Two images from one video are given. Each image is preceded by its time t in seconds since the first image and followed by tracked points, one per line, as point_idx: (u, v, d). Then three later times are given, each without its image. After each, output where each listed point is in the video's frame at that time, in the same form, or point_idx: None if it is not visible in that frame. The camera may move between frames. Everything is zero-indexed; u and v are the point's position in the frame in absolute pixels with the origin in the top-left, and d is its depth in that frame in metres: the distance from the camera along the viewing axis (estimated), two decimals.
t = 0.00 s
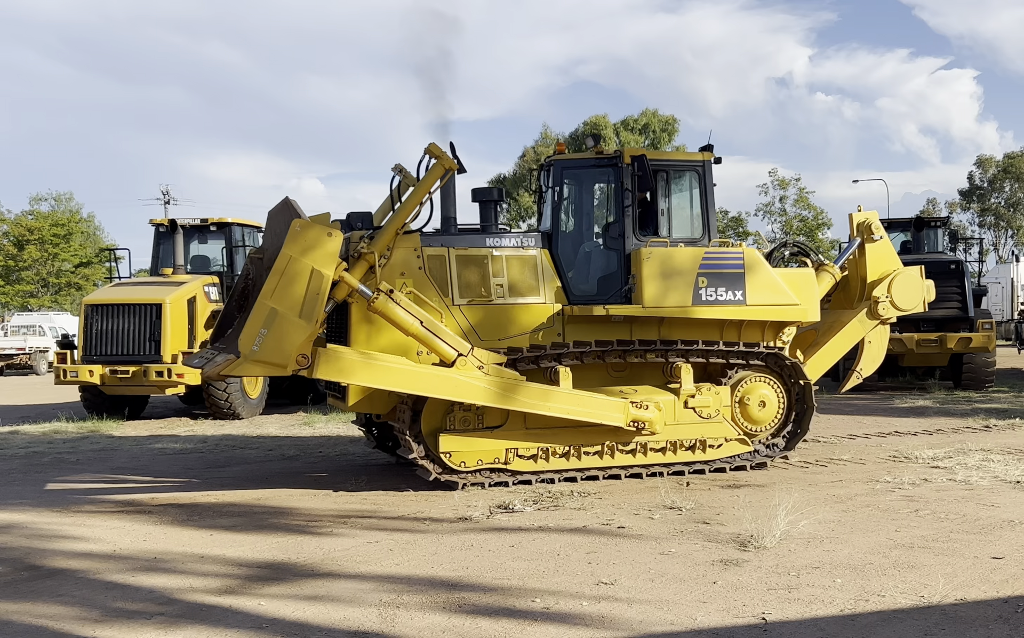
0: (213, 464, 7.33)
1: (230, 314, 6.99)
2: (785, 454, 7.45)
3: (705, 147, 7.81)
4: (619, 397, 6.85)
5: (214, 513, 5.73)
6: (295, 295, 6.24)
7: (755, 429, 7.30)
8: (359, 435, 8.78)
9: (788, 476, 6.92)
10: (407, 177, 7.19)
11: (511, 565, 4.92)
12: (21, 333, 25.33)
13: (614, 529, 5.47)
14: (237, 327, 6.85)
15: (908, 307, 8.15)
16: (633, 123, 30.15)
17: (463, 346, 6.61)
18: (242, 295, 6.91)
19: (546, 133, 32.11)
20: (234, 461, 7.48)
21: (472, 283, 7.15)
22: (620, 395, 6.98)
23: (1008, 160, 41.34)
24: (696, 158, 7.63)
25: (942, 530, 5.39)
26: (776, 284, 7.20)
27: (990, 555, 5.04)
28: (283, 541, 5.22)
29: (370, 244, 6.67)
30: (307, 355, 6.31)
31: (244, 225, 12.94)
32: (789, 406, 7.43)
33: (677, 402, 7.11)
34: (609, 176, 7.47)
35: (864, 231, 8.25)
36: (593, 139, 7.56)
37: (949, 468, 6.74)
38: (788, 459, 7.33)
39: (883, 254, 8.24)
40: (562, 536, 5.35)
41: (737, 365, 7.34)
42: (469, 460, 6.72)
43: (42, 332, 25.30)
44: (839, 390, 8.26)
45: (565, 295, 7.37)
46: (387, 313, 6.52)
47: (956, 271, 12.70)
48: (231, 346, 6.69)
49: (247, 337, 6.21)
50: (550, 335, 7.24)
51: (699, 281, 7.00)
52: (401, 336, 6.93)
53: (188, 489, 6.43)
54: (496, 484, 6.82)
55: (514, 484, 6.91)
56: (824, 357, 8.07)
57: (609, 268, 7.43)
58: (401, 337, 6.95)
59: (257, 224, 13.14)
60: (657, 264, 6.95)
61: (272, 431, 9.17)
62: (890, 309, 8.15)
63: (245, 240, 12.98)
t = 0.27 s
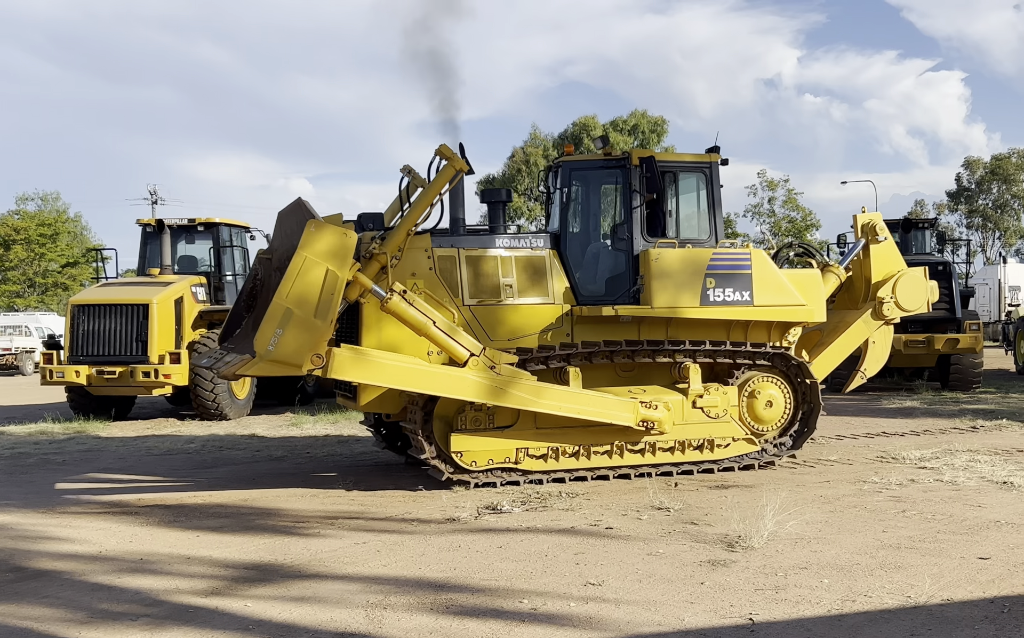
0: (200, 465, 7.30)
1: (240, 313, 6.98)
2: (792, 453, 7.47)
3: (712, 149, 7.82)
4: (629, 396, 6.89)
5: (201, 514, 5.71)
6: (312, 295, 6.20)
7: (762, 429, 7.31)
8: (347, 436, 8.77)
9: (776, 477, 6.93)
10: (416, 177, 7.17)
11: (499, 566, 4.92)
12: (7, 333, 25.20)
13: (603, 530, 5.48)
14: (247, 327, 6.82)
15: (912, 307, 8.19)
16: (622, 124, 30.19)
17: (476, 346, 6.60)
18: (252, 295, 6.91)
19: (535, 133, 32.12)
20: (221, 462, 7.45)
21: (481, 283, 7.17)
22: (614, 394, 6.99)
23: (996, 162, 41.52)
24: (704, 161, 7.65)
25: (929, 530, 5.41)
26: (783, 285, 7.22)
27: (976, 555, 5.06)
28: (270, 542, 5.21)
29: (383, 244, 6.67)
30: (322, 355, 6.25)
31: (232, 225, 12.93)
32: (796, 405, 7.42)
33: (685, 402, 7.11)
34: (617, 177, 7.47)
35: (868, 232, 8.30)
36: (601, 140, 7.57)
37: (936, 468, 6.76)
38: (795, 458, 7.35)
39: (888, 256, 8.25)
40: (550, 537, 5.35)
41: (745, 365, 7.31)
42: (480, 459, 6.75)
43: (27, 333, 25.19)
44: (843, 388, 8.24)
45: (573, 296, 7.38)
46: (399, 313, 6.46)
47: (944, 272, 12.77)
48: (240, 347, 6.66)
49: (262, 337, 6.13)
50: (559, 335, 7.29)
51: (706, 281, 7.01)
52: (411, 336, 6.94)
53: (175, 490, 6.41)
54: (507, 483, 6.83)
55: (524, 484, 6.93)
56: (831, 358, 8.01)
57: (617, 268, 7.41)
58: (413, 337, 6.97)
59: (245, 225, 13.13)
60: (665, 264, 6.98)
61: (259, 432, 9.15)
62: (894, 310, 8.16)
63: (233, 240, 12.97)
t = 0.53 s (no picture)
0: (185, 467, 7.27)
1: (248, 314, 7.09)
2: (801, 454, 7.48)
3: (720, 151, 7.80)
4: (639, 398, 6.91)
5: (185, 516, 5.69)
6: (328, 296, 6.25)
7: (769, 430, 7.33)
8: (333, 438, 8.74)
9: (762, 478, 6.95)
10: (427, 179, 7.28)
11: (484, 568, 4.91)
12: None
13: (588, 532, 5.48)
14: (255, 328, 6.90)
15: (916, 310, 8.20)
16: (609, 126, 30.25)
17: (489, 347, 6.63)
18: (259, 295, 7.03)
19: (522, 135, 32.13)
20: (205, 464, 7.42)
21: (492, 283, 7.16)
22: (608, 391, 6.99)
23: (981, 165, 41.73)
24: (712, 163, 7.61)
25: (913, 531, 5.43)
26: (791, 287, 7.23)
27: (960, 556, 5.08)
28: (254, 544, 5.19)
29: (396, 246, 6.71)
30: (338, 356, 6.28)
31: (218, 226, 12.88)
32: (803, 406, 7.46)
33: (694, 403, 7.14)
34: (626, 180, 7.49)
35: (873, 235, 8.29)
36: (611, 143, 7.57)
37: (921, 470, 6.79)
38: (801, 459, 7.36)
39: (891, 258, 8.36)
40: (536, 539, 5.34)
41: (753, 366, 7.33)
42: (491, 459, 6.76)
43: (10, 334, 25.04)
44: (849, 389, 8.20)
45: (582, 297, 7.41)
46: (414, 315, 6.49)
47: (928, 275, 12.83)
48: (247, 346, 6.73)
49: (280, 338, 6.18)
50: (569, 336, 7.29)
51: (715, 283, 7.03)
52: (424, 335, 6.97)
53: (159, 492, 6.38)
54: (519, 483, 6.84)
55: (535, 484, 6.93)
56: (836, 358, 8.06)
57: (626, 270, 7.45)
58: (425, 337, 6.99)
59: (230, 226, 13.09)
60: (674, 266, 6.97)
61: (244, 433, 9.12)
62: (899, 312, 8.20)
63: (219, 241, 12.93)
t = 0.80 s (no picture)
0: (167, 470, 7.23)
1: (258, 316, 7.47)
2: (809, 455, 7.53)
3: (727, 155, 7.81)
4: (650, 399, 6.97)
5: (167, 519, 5.66)
6: (347, 298, 6.33)
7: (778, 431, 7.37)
8: (317, 440, 8.71)
9: (746, 481, 6.96)
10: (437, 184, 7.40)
11: (469, 572, 4.90)
12: None
13: (573, 535, 5.47)
14: (266, 329, 7.32)
15: (921, 313, 8.33)
16: (594, 128, 30.30)
17: (504, 350, 6.76)
18: (270, 298, 7.43)
19: (508, 137, 32.14)
20: (188, 467, 7.38)
21: (504, 286, 7.19)
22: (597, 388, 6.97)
23: (965, 169, 41.96)
24: (720, 167, 7.63)
25: (897, 534, 5.45)
26: (798, 290, 7.25)
27: (943, 559, 5.10)
28: (237, 547, 5.17)
29: (410, 249, 6.80)
30: (357, 358, 6.30)
31: (201, 228, 12.81)
32: (810, 408, 7.49)
33: (704, 405, 7.19)
34: (635, 184, 7.45)
35: (877, 239, 8.41)
36: (620, 147, 7.56)
37: (904, 472, 6.82)
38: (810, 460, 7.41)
39: (895, 262, 8.48)
40: (521, 542, 5.34)
41: (762, 368, 7.37)
42: (505, 461, 6.79)
43: None
44: (849, 394, 8.30)
45: (592, 300, 7.40)
46: (430, 316, 6.59)
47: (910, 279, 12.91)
48: (259, 347, 7.11)
49: (299, 340, 6.20)
50: (580, 339, 7.30)
51: (724, 286, 7.06)
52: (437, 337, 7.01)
53: (142, 495, 6.34)
54: (531, 485, 6.88)
55: (545, 485, 6.96)
56: (842, 360, 8.11)
57: (635, 273, 7.40)
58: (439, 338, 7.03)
59: (214, 228, 13.02)
60: (684, 269, 7.00)
61: (227, 436, 9.07)
62: (903, 315, 8.33)
63: (202, 243, 12.86)
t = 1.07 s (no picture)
0: (150, 474, 7.19)
1: (269, 318, 7.60)
2: (817, 457, 7.60)
3: (735, 161, 7.83)
4: (662, 402, 7.03)
5: (149, 523, 5.63)
6: (367, 301, 6.45)
7: (788, 433, 7.45)
8: (300, 444, 8.68)
9: (731, 485, 6.97)
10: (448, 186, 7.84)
11: (453, 575, 4.89)
12: None
13: (557, 539, 5.47)
14: (277, 332, 7.48)
15: (927, 316, 8.28)
16: (579, 132, 30.34)
17: (518, 351, 6.86)
18: (282, 300, 7.62)
19: (493, 140, 32.11)
20: (171, 470, 7.34)
21: (518, 290, 7.25)
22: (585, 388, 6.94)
23: (949, 174, 42.14)
24: (729, 173, 7.66)
25: (880, 537, 5.47)
26: (807, 293, 7.36)
27: (926, 562, 5.12)
28: (220, 552, 5.15)
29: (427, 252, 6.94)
30: (377, 361, 6.41)
31: (184, 230, 12.74)
32: (819, 412, 7.58)
33: (715, 407, 7.26)
34: (646, 188, 7.47)
35: (883, 243, 8.41)
36: (632, 152, 7.57)
37: (887, 475, 6.86)
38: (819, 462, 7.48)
39: (902, 266, 8.40)
40: (505, 546, 5.33)
41: (771, 371, 7.44)
42: (520, 463, 6.83)
43: None
44: (855, 397, 8.64)
45: (603, 304, 7.40)
46: (447, 320, 6.71)
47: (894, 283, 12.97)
48: (271, 350, 7.25)
49: (320, 342, 6.28)
50: (591, 343, 7.33)
51: (735, 289, 7.15)
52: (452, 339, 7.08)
53: (123, 499, 6.30)
54: (544, 485, 6.92)
55: (530, 489, 6.95)
56: (848, 364, 8.19)
57: (646, 276, 7.41)
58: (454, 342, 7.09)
59: (197, 230, 12.95)
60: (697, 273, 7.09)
61: (210, 439, 9.03)
62: (909, 318, 8.31)
63: (185, 245, 12.80)
